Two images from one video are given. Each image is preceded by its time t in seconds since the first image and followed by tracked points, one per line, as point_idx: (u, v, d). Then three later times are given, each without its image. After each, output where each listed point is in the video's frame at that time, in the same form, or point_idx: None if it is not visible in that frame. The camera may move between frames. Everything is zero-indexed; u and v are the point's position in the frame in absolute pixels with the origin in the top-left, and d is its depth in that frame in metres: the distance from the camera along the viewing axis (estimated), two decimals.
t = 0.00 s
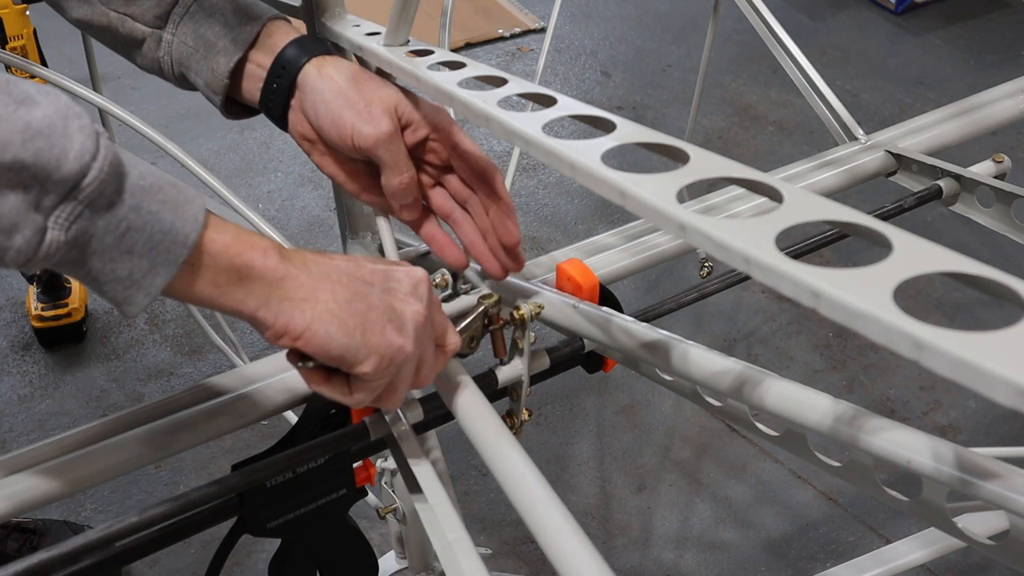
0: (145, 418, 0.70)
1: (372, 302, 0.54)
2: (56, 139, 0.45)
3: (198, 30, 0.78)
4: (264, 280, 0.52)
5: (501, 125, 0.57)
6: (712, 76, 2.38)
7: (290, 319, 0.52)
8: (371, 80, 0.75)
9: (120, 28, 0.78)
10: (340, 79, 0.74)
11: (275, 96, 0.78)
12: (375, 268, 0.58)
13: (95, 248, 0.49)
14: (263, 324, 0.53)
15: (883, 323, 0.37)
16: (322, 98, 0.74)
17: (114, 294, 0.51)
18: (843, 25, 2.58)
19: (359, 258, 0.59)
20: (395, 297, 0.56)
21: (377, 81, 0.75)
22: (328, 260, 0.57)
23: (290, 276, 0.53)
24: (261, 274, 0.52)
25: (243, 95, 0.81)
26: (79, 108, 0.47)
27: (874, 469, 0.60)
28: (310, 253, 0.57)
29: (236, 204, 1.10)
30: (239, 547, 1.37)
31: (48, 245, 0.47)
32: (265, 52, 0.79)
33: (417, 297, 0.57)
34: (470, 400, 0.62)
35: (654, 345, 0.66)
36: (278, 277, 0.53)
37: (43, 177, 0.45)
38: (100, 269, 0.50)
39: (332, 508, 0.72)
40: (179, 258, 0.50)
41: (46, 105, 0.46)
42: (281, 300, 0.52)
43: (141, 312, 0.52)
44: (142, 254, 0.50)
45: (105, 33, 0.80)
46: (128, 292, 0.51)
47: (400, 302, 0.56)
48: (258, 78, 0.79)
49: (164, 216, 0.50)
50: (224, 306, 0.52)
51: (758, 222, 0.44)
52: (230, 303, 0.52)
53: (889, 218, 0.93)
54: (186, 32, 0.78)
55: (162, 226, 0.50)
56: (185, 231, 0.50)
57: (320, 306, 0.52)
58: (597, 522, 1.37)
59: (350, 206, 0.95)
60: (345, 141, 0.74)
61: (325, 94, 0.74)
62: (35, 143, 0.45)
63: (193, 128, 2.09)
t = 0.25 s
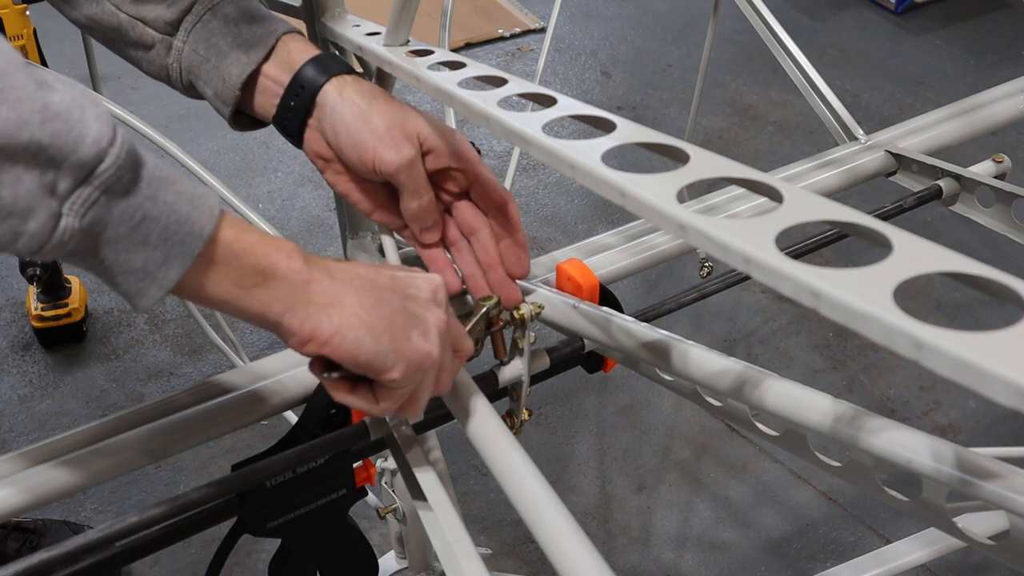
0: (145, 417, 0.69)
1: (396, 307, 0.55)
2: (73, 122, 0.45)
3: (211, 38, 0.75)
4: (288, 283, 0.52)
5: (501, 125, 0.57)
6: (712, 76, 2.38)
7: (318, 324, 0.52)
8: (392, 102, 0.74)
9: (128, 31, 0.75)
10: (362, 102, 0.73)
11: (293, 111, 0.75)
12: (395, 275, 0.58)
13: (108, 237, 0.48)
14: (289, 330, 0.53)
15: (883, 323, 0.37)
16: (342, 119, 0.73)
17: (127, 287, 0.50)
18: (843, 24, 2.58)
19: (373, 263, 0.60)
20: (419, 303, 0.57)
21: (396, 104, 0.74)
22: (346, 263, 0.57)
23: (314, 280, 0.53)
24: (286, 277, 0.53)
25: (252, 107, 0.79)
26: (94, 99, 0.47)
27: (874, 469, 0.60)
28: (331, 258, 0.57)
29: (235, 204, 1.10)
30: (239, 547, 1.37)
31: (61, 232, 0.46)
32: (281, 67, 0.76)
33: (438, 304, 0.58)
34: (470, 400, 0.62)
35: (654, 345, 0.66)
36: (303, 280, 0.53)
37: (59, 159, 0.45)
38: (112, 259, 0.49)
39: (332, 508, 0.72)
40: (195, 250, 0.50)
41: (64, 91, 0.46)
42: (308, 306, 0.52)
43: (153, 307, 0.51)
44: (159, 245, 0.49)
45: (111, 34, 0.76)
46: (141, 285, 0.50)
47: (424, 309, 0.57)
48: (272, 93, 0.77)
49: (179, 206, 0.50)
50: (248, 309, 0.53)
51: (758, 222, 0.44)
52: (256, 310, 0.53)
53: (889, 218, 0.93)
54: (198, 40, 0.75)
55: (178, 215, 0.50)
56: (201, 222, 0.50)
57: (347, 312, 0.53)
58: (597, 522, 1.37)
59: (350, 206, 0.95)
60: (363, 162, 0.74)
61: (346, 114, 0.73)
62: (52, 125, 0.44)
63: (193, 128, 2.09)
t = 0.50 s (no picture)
0: (147, 417, 0.72)
1: (421, 294, 0.56)
2: (97, 91, 0.45)
3: (224, 42, 0.74)
4: (315, 269, 0.53)
5: (502, 125, 0.57)
6: (712, 76, 2.38)
7: (349, 309, 0.52)
8: (412, 123, 0.72)
9: (141, 31, 0.75)
10: (382, 122, 0.71)
11: (315, 125, 0.74)
12: (413, 263, 0.59)
13: (129, 211, 0.48)
14: (317, 318, 0.53)
15: (884, 323, 0.37)
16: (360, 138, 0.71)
17: (146, 266, 0.49)
18: (843, 25, 2.58)
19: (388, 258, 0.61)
20: (440, 291, 0.58)
21: (417, 125, 0.72)
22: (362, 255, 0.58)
23: (340, 267, 0.54)
24: (313, 262, 0.53)
25: (269, 113, 0.78)
26: (119, 75, 0.47)
27: (874, 469, 0.60)
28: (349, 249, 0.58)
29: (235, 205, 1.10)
30: (238, 547, 1.37)
31: (82, 204, 0.46)
32: (299, 74, 0.75)
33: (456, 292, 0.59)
34: (471, 400, 0.62)
35: (654, 346, 0.66)
36: (329, 267, 0.53)
37: (82, 127, 0.45)
38: (133, 236, 0.48)
39: (332, 509, 0.72)
40: (216, 228, 0.50)
41: (88, 65, 0.46)
42: (338, 294, 0.53)
43: (172, 288, 0.50)
44: (177, 221, 0.49)
45: (122, 34, 0.76)
46: (161, 264, 0.50)
47: (445, 296, 0.58)
48: (294, 105, 0.76)
49: (200, 183, 0.50)
50: (274, 296, 0.52)
51: (759, 223, 0.44)
52: (284, 302, 0.53)
53: (889, 218, 0.93)
54: (210, 44, 0.75)
55: (199, 192, 0.49)
56: (222, 201, 0.50)
57: (376, 297, 0.53)
58: (597, 522, 1.37)
59: (350, 206, 0.95)
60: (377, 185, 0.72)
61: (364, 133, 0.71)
62: (76, 91, 0.44)
63: (194, 127, 2.09)
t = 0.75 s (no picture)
0: (147, 417, 0.73)
1: (427, 287, 0.57)
2: (102, 90, 0.45)
3: (226, 46, 0.75)
4: (322, 265, 0.54)
5: (502, 125, 0.57)
6: (712, 76, 2.38)
7: (357, 304, 0.53)
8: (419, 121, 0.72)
9: (144, 35, 0.75)
10: (390, 120, 0.70)
11: (320, 129, 0.74)
12: (417, 258, 0.60)
13: (134, 209, 0.48)
14: (326, 314, 0.53)
15: (884, 322, 0.37)
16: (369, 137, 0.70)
17: (152, 264, 0.50)
18: (843, 24, 2.58)
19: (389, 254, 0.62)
20: (444, 284, 0.59)
21: (422, 124, 0.72)
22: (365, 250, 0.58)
23: (347, 262, 0.54)
24: (320, 258, 0.54)
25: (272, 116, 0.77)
26: (122, 69, 0.47)
27: (874, 469, 0.60)
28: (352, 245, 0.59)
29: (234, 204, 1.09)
30: (238, 547, 1.37)
31: (87, 204, 0.46)
32: (300, 76, 0.75)
33: (459, 285, 0.61)
34: (473, 400, 0.62)
35: (653, 345, 0.66)
36: (335, 263, 0.54)
37: (86, 126, 0.45)
38: (138, 235, 0.49)
39: (332, 509, 0.72)
40: (220, 226, 0.50)
41: (92, 62, 0.46)
42: (346, 289, 0.53)
43: (176, 286, 0.51)
44: (182, 220, 0.49)
45: (125, 39, 0.77)
46: (166, 263, 0.50)
47: (450, 289, 0.59)
48: (298, 108, 0.75)
49: (205, 181, 0.50)
50: (282, 293, 0.53)
51: (759, 222, 0.44)
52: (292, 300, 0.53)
53: (889, 218, 0.93)
54: (212, 48, 0.75)
55: (204, 191, 0.50)
56: (227, 199, 0.50)
57: (384, 290, 0.54)
58: (597, 522, 1.37)
59: (351, 206, 0.95)
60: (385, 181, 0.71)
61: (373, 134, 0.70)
62: (80, 90, 0.45)
63: (194, 127, 2.09)
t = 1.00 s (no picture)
0: (147, 416, 0.72)
1: (437, 283, 0.57)
2: (116, 78, 0.46)
3: (239, 37, 0.73)
4: (334, 260, 0.54)
5: (502, 125, 0.57)
6: (712, 76, 2.38)
7: (369, 300, 0.53)
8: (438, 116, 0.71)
9: (154, 24, 0.74)
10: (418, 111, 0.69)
11: (334, 121, 0.73)
12: (424, 255, 0.61)
13: (147, 201, 0.48)
14: (338, 310, 0.54)
15: (883, 322, 0.37)
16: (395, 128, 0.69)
17: (163, 258, 0.50)
18: (843, 24, 2.58)
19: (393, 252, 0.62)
20: (452, 281, 0.60)
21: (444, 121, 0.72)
22: (372, 247, 0.59)
23: (357, 258, 0.55)
24: (332, 253, 0.54)
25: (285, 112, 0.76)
26: (136, 64, 0.48)
27: (874, 469, 0.60)
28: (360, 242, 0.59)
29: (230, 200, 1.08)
30: (238, 547, 1.37)
31: (101, 193, 0.46)
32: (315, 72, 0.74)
33: (466, 282, 0.61)
34: (472, 399, 0.62)
35: (654, 345, 0.66)
36: (347, 259, 0.54)
37: (102, 116, 0.46)
38: (150, 227, 0.49)
39: (332, 509, 0.72)
40: (232, 218, 0.50)
41: (106, 55, 0.47)
42: (359, 284, 0.53)
43: (190, 279, 0.51)
44: (195, 212, 0.49)
45: (133, 29, 0.75)
46: (178, 256, 0.50)
47: (457, 285, 0.60)
48: (311, 100, 0.74)
49: (218, 174, 0.50)
50: (292, 288, 0.53)
51: (759, 223, 0.44)
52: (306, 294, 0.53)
53: (889, 218, 0.93)
54: (225, 38, 0.74)
55: (216, 184, 0.50)
56: (240, 192, 0.50)
57: (395, 286, 0.54)
58: (597, 522, 1.37)
59: (351, 206, 0.95)
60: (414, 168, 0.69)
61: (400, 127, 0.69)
62: (96, 81, 0.45)
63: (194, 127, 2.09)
